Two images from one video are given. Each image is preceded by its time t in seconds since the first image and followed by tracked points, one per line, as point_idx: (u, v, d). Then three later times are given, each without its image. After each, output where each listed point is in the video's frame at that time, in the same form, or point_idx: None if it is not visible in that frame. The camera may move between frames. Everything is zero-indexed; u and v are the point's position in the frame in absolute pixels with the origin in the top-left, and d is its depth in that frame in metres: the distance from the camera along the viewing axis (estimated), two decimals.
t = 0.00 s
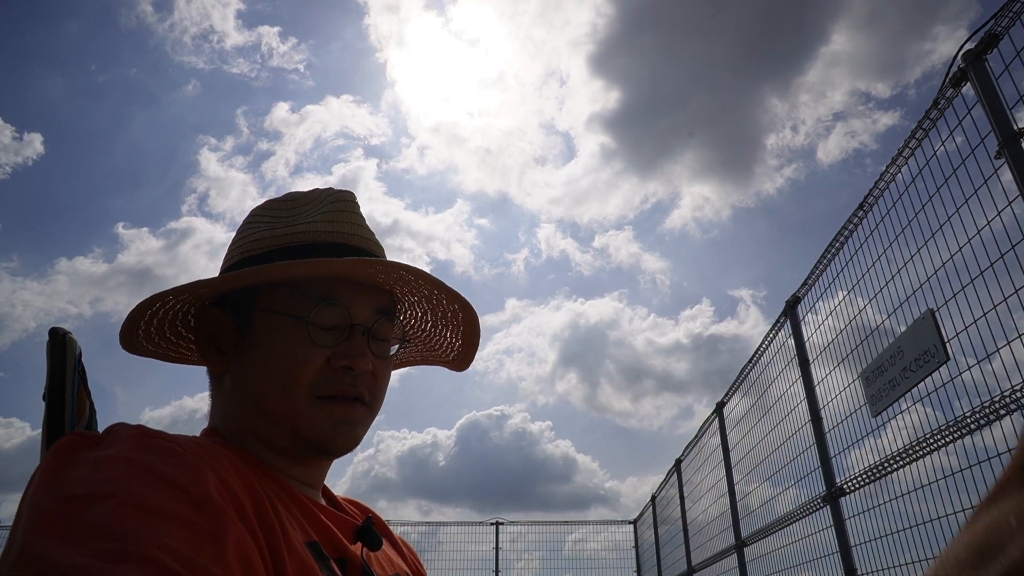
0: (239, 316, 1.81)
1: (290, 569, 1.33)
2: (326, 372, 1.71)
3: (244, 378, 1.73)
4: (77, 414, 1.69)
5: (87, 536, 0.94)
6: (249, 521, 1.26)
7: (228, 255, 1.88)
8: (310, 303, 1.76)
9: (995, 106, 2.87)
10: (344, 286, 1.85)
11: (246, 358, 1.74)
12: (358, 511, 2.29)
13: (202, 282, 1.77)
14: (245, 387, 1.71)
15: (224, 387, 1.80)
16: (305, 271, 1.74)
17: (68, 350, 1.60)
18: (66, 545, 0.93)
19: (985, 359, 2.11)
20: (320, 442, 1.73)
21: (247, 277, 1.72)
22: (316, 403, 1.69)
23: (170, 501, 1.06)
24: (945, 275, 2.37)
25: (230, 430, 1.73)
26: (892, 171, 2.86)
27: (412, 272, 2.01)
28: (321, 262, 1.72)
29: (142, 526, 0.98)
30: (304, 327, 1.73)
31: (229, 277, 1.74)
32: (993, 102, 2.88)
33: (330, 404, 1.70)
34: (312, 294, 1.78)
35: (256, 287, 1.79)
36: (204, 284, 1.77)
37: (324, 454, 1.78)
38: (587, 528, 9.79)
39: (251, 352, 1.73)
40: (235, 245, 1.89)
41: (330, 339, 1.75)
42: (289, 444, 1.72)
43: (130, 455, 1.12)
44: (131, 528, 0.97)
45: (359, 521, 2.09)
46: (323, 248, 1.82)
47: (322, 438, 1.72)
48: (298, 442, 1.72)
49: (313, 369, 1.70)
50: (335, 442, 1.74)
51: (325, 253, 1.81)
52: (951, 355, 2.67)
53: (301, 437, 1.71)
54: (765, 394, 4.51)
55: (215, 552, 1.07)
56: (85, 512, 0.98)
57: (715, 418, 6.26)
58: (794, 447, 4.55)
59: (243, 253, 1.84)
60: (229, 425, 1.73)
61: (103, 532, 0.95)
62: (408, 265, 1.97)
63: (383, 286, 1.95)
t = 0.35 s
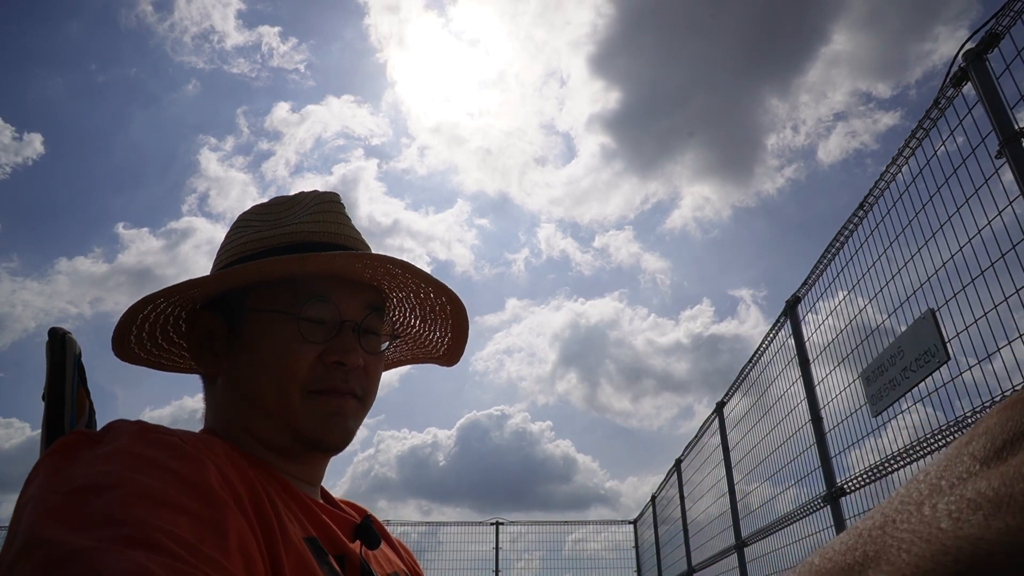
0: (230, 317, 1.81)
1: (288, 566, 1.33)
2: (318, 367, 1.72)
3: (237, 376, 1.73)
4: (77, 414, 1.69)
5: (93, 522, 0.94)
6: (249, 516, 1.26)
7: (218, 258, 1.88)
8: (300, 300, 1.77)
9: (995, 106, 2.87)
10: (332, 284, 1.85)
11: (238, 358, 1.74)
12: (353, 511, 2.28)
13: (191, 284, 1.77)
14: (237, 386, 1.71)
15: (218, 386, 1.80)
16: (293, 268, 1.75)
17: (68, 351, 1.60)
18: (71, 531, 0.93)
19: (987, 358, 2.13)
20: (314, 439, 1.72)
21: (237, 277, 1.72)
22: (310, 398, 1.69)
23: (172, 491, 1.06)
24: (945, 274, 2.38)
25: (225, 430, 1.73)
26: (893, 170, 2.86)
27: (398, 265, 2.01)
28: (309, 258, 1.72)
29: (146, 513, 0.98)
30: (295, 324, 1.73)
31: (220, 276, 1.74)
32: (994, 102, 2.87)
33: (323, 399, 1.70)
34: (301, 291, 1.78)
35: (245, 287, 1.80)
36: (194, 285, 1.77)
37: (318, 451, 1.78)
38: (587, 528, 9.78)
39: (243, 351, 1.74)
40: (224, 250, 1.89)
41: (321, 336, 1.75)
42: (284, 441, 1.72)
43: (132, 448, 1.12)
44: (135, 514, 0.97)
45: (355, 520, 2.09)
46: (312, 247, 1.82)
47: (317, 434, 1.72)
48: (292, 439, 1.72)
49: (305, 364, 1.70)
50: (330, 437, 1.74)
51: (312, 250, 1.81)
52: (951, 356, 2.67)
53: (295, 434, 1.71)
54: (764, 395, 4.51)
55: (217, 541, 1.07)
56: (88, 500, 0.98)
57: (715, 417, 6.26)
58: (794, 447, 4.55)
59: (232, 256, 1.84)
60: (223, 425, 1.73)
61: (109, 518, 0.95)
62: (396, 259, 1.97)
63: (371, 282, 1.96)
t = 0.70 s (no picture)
0: (225, 318, 1.82)
1: (288, 561, 1.33)
2: (314, 366, 1.73)
3: (233, 377, 1.74)
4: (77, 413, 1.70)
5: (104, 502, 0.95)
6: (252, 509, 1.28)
7: (212, 261, 1.89)
8: (294, 300, 1.78)
9: (995, 105, 2.87)
10: (326, 284, 1.86)
11: (234, 359, 1.75)
12: (350, 510, 2.29)
13: (185, 286, 1.78)
14: (234, 386, 1.72)
15: (213, 388, 1.81)
16: (287, 268, 1.76)
17: (67, 350, 1.61)
18: (84, 512, 0.93)
19: (984, 359, 2.21)
20: (310, 438, 1.73)
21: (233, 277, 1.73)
22: (307, 397, 1.71)
23: (179, 478, 1.07)
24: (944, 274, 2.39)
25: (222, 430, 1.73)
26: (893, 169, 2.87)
27: (391, 263, 2.03)
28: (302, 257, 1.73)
29: (156, 497, 0.99)
30: (291, 323, 1.75)
31: (214, 277, 1.75)
32: (993, 101, 2.88)
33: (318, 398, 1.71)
34: (298, 290, 1.80)
35: (240, 288, 1.81)
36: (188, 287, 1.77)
37: (315, 451, 1.78)
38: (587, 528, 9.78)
39: (239, 352, 1.75)
40: (218, 253, 1.90)
41: (317, 335, 1.77)
42: (281, 440, 1.73)
43: (141, 436, 1.13)
44: (145, 498, 0.98)
45: (354, 518, 2.10)
46: (306, 247, 1.84)
47: (313, 433, 1.73)
48: (289, 439, 1.73)
49: (300, 363, 1.71)
50: (326, 436, 1.75)
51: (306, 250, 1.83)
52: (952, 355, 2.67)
53: (291, 433, 1.72)
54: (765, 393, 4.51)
55: (222, 527, 1.08)
56: (99, 483, 0.98)
57: (715, 417, 6.26)
58: (794, 446, 4.55)
59: (226, 258, 1.85)
60: (220, 426, 1.74)
61: (118, 499, 0.96)
62: (390, 257, 1.99)
63: (364, 281, 1.97)
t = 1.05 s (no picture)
0: (227, 314, 1.82)
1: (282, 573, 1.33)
2: (317, 363, 1.73)
3: (236, 372, 1.74)
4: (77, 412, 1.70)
5: (73, 545, 0.95)
6: (244, 525, 1.27)
7: (214, 256, 1.89)
8: (299, 295, 1.78)
9: (995, 105, 2.87)
10: (329, 280, 1.86)
11: (236, 355, 1.75)
12: (352, 510, 2.29)
13: (188, 279, 1.78)
14: (235, 382, 1.73)
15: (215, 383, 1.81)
16: (292, 262, 1.77)
17: (67, 348, 1.61)
18: (51, 557, 0.94)
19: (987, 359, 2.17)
20: (313, 436, 1.73)
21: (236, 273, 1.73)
22: (309, 393, 1.71)
23: (158, 507, 1.07)
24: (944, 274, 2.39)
25: (224, 427, 1.73)
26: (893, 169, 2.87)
27: (395, 259, 2.03)
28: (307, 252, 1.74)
29: (126, 536, 0.99)
30: (295, 319, 1.75)
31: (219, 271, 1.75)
32: (993, 102, 2.88)
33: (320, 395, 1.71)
34: (301, 286, 1.80)
35: (243, 283, 1.81)
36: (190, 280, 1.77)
37: (316, 449, 1.78)
38: (587, 528, 9.79)
39: (241, 347, 1.74)
40: (219, 248, 1.90)
41: (320, 332, 1.77)
42: (284, 438, 1.72)
43: (123, 458, 1.13)
44: (114, 538, 0.97)
45: (357, 519, 2.10)
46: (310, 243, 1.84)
47: (316, 431, 1.73)
48: (292, 437, 1.72)
49: (304, 360, 1.71)
50: (330, 434, 1.75)
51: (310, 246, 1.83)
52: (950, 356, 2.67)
53: (293, 431, 1.71)
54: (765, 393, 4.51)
55: (204, 557, 1.08)
56: (70, 518, 0.99)
57: (715, 417, 6.27)
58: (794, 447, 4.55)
59: (228, 253, 1.85)
60: (222, 422, 1.74)
61: (88, 541, 0.96)
62: (395, 253, 1.99)
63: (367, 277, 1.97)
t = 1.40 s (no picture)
0: (229, 316, 1.83)
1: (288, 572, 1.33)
2: (317, 362, 1.73)
3: (237, 373, 1.74)
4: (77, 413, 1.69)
5: (92, 546, 0.95)
6: (255, 525, 1.28)
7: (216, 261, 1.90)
8: (299, 296, 1.79)
9: (995, 105, 2.87)
10: (329, 281, 1.87)
11: (237, 356, 1.76)
12: (352, 514, 2.28)
13: (189, 281, 1.79)
14: (237, 382, 1.73)
15: (217, 385, 1.81)
16: (290, 262, 1.77)
17: (68, 349, 1.61)
18: (70, 557, 0.94)
19: (985, 360, 2.14)
20: (314, 433, 1.73)
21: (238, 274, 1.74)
22: (308, 392, 1.71)
23: (174, 508, 1.07)
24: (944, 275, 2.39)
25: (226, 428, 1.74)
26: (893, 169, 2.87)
27: (394, 259, 2.03)
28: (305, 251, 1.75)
29: (145, 536, 0.99)
30: (295, 319, 1.75)
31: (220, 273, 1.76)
32: (994, 101, 2.88)
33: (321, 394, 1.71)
34: (301, 288, 1.80)
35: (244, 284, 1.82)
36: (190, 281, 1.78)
37: (317, 447, 1.78)
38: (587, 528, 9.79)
39: (243, 347, 1.75)
40: (221, 253, 1.91)
41: (321, 332, 1.77)
42: (286, 437, 1.72)
43: (136, 460, 1.12)
44: (134, 538, 0.97)
45: (357, 521, 2.10)
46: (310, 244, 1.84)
47: (317, 429, 1.72)
48: (293, 435, 1.72)
49: (303, 358, 1.71)
50: (330, 433, 1.75)
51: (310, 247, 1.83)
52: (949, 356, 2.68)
53: (294, 430, 1.71)
54: (766, 393, 4.51)
55: (218, 558, 1.08)
56: (89, 519, 0.99)
57: (715, 418, 6.27)
58: (795, 446, 4.55)
59: (230, 257, 1.85)
60: (224, 424, 1.74)
61: (110, 542, 0.96)
62: (393, 253, 1.99)
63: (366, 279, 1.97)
